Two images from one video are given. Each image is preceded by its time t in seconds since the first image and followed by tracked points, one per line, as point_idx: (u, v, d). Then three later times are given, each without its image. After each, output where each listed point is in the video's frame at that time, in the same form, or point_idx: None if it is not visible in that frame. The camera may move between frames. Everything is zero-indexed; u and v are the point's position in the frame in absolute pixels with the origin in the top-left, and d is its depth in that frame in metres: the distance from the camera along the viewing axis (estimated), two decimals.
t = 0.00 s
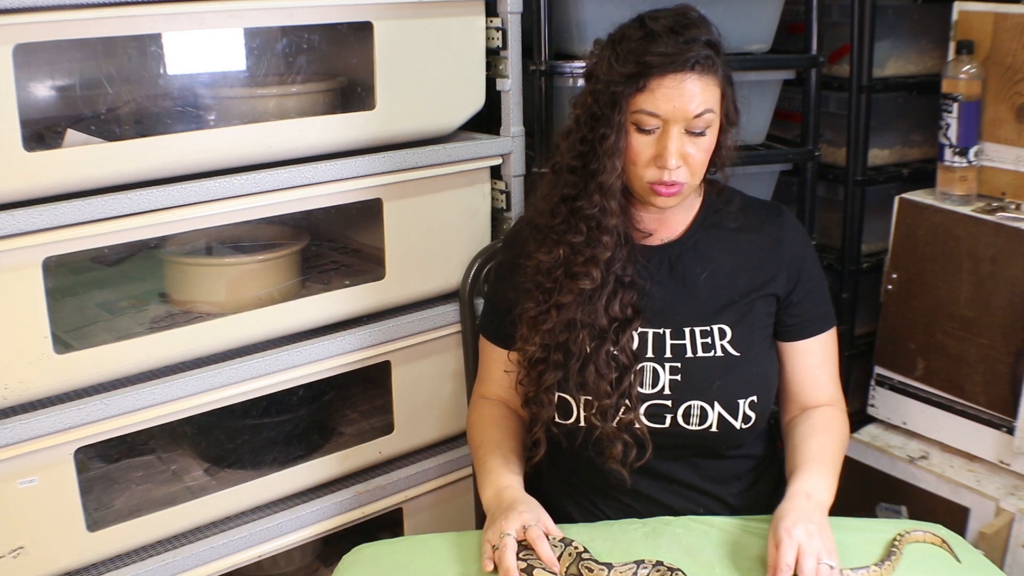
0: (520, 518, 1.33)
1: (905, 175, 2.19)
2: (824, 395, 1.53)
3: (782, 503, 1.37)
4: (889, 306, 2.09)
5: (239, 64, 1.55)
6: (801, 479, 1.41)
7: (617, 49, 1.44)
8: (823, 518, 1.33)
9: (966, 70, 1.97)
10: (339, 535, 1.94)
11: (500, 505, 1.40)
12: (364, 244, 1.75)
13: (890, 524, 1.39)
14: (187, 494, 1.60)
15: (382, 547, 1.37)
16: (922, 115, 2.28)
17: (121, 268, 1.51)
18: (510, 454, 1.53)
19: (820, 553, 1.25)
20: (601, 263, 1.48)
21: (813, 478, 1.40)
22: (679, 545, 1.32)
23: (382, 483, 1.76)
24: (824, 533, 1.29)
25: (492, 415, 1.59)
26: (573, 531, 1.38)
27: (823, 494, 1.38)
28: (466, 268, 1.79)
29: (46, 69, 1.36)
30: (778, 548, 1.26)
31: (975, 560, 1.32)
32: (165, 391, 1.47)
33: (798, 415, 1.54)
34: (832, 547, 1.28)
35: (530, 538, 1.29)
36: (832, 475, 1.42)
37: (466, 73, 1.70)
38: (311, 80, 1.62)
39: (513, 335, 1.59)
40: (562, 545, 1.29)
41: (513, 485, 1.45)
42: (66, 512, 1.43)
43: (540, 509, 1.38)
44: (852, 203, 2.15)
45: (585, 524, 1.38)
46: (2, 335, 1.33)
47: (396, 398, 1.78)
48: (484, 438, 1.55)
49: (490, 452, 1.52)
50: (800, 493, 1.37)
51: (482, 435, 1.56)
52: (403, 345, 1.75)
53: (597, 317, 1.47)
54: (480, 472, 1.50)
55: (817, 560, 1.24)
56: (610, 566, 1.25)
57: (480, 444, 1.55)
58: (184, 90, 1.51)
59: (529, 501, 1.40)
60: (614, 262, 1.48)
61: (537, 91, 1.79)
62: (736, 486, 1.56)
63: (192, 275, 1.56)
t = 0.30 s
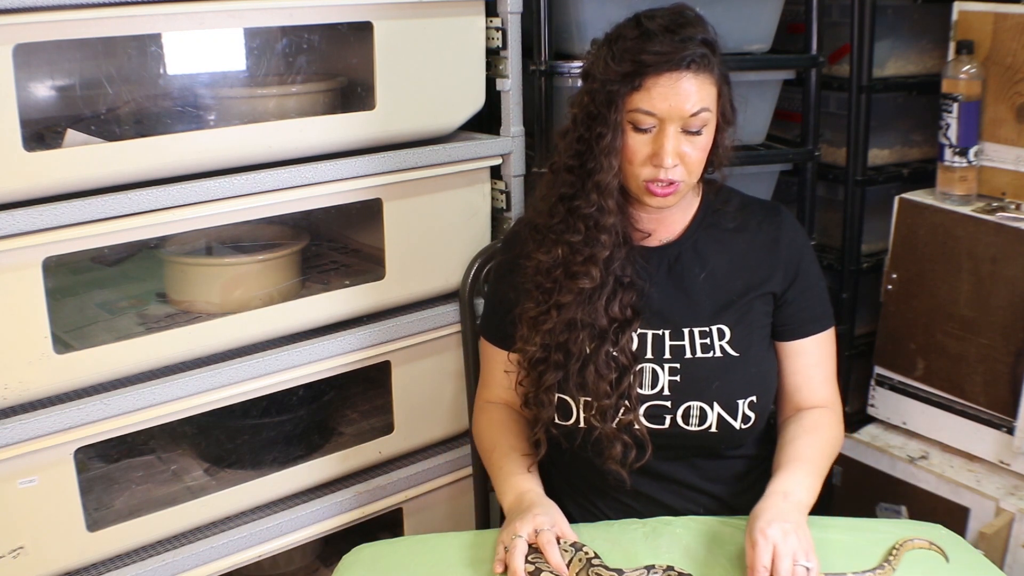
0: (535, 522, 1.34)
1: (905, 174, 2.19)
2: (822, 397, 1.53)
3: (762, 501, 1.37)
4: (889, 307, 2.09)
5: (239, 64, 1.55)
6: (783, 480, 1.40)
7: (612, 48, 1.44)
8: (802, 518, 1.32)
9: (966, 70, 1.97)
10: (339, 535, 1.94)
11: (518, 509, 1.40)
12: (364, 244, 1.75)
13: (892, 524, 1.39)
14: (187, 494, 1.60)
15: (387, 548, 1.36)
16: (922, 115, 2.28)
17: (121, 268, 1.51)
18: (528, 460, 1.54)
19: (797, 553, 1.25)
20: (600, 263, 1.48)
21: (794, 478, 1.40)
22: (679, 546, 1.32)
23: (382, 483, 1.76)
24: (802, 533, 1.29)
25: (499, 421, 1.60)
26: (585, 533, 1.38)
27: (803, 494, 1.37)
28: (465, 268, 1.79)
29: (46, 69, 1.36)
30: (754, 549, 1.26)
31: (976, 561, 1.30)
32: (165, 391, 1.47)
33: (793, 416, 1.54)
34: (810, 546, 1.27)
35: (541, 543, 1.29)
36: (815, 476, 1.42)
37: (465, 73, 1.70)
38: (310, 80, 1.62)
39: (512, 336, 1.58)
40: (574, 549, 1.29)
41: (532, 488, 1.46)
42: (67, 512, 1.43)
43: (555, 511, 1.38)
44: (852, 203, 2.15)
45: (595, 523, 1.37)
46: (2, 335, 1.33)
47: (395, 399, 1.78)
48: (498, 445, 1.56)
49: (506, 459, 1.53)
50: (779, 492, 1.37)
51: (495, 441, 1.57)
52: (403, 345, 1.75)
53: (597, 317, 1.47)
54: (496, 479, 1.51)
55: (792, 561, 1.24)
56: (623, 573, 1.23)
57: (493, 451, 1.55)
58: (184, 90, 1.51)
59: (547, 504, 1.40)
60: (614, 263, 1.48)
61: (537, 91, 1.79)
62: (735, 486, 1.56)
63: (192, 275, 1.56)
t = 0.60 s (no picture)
0: (551, 525, 1.33)
1: (905, 174, 2.19)
2: (819, 398, 1.53)
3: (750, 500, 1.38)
4: (889, 307, 2.09)
5: (239, 64, 1.55)
6: (771, 479, 1.41)
7: (607, 46, 1.44)
8: (787, 518, 1.33)
9: (966, 70, 1.97)
10: (339, 534, 1.94)
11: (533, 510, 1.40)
12: (364, 244, 1.75)
13: (892, 524, 1.39)
14: (187, 494, 1.60)
15: (392, 548, 1.36)
16: (922, 115, 2.28)
17: (121, 267, 1.51)
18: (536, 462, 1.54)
19: (774, 552, 1.25)
20: (597, 261, 1.48)
21: (786, 478, 1.41)
22: (680, 546, 1.32)
23: (382, 483, 1.76)
24: (783, 533, 1.29)
25: (501, 422, 1.60)
26: (596, 534, 1.37)
27: (792, 494, 1.38)
28: (466, 268, 1.79)
29: (46, 69, 1.36)
30: (733, 548, 1.27)
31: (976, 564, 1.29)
32: (165, 391, 1.47)
33: (791, 416, 1.54)
34: (790, 547, 1.27)
35: (555, 545, 1.29)
36: (807, 480, 1.41)
37: (466, 73, 1.70)
38: (310, 80, 1.62)
39: (512, 337, 1.59)
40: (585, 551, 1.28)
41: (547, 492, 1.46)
42: (67, 512, 1.43)
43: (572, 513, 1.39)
44: (852, 203, 2.15)
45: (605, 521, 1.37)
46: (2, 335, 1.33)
47: (395, 398, 1.78)
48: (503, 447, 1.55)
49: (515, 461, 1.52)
50: (766, 492, 1.37)
51: (500, 444, 1.56)
52: (402, 345, 1.74)
53: (596, 317, 1.47)
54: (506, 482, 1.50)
55: (769, 559, 1.24)
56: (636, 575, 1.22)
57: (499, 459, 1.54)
58: (184, 90, 1.51)
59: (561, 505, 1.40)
60: (612, 262, 1.48)
61: (537, 91, 1.79)
62: (734, 486, 1.56)
63: (191, 275, 1.56)
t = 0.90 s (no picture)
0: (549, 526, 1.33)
1: (905, 174, 2.19)
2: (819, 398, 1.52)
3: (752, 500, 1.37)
4: (889, 306, 2.09)
5: (239, 64, 1.55)
6: (772, 479, 1.40)
7: (605, 46, 1.44)
8: (789, 519, 1.32)
9: (966, 70, 1.97)
10: (339, 535, 1.94)
11: (524, 509, 1.40)
12: (364, 244, 1.75)
13: (892, 523, 1.39)
14: (187, 494, 1.60)
15: (392, 547, 1.36)
16: (923, 115, 2.28)
17: (121, 267, 1.51)
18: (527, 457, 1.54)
19: (775, 554, 1.25)
20: (596, 260, 1.48)
21: (788, 478, 1.40)
22: (680, 546, 1.32)
23: (382, 483, 1.76)
24: (785, 535, 1.29)
25: (494, 419, 1.60)
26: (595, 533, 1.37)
27: (794, 494, 1.37)
28: (466, 268, 1.79)
29: (46, 69, 1.36)
30: (735, 550, 1.27)
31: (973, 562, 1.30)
32: (165, 391, 1.47)
33: (791, 416, 1.53)
34: (791, 549, 1.27)
35: (556, 545, 1.29)
36: (809, 479, 1.41)
37: (466, 73, 1.71)
38: (310, 80, 1.62)
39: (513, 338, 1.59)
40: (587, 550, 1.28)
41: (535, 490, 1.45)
42: (67, 512, 1.43)
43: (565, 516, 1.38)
44: (852, 203, 2.15)
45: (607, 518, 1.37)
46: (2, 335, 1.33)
47: (395, 398, 1.78)
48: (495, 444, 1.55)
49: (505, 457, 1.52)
50: (769, 492, 1.37)
51: (491, 440, 1.56)
52: (402, 345, 1.74)
53: (595, 317, 1.47)
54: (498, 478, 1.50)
55: (770, 561, 1.24)
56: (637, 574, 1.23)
57: (491, 455, 1.54)
58: (184, 90, 1.51)
59: (551, 504, 1.40)
60: (612, 262, 1.48)
61: (536, 91, 1.79)
62: (734, 486, 1.56)
63: (191, 275, 1.56)
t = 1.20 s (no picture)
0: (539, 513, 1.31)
1: (905, 174, 2.19)
2: (823, 399, 1.51)
3: (756, 503, 1.37)
4: (889, 306, 2.09)
5: (239, 64, 1.55)
6: (775, 481, 1.40)
7: (604, 43, 1.44)
8: (790, 524, 1.31)
9: (966, 70, 1.97)
10: (339, 535, 1.94)
11: (513, 498, 1.36)
12: (364, 244, 1.75)
13: (892, 524, 1.39)
14: (187, 494, 1.60)
15: (391, 548, 1.36)
16: (923, 115, 2.28)
17: (121, 268, 1.51)
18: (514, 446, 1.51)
19: (773, 557, 1.24)
20: (598, 257, 1.49)
21: (792, 481, 1.39)
22: (680, 546, 1.32)
23: (382, 483, 1.76)
24: (783, 539, 1.27)
25: (484, 408, 1.58)
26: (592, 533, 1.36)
27: (799, 498, 1.36)
28: (466, 268, 1.79)
29: (46, 69, 1.36)
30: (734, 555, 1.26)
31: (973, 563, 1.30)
32: (164, 391, 1.47)
33: (794, 418, 1.53)
34: (789, 552, 1.26)
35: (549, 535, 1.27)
36: (813, 483, 1.40)
37: (466, 73, 1.70)
38: (310, 80, 1.62)
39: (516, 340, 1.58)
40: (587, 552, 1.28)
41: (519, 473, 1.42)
42: (67, 512, 1.43)
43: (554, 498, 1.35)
44: (852, 203, 2.15)
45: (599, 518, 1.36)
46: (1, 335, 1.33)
47: (395, 398, 1.78)
48: (483, 428, 1.53)
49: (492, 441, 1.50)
50: (772, 496, 1.36)
51: (478, 425, 1.54)
52: (401, 345, 1.74)
53: (599, 317, 1.47)
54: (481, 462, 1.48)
55: (766, 564, 1.23)
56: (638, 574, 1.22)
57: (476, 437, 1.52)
58: (184, 90, 1.51)
59: (540, 486, 1.37)
60: (614, 259, 1.48)
61: (536, 91, 1.79)
62: (734, 487, 1.56)
63: (191, 276, 1.56)
